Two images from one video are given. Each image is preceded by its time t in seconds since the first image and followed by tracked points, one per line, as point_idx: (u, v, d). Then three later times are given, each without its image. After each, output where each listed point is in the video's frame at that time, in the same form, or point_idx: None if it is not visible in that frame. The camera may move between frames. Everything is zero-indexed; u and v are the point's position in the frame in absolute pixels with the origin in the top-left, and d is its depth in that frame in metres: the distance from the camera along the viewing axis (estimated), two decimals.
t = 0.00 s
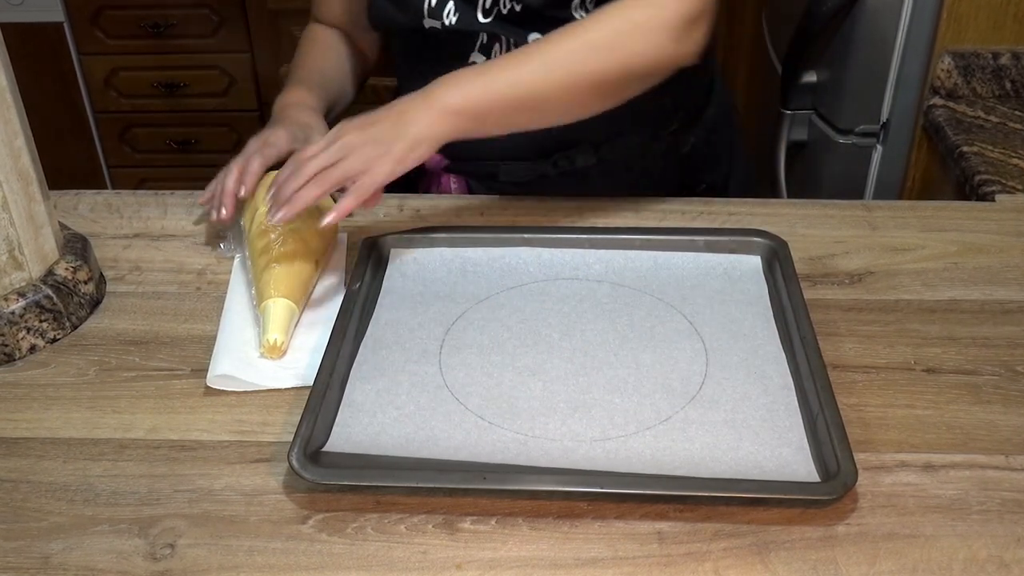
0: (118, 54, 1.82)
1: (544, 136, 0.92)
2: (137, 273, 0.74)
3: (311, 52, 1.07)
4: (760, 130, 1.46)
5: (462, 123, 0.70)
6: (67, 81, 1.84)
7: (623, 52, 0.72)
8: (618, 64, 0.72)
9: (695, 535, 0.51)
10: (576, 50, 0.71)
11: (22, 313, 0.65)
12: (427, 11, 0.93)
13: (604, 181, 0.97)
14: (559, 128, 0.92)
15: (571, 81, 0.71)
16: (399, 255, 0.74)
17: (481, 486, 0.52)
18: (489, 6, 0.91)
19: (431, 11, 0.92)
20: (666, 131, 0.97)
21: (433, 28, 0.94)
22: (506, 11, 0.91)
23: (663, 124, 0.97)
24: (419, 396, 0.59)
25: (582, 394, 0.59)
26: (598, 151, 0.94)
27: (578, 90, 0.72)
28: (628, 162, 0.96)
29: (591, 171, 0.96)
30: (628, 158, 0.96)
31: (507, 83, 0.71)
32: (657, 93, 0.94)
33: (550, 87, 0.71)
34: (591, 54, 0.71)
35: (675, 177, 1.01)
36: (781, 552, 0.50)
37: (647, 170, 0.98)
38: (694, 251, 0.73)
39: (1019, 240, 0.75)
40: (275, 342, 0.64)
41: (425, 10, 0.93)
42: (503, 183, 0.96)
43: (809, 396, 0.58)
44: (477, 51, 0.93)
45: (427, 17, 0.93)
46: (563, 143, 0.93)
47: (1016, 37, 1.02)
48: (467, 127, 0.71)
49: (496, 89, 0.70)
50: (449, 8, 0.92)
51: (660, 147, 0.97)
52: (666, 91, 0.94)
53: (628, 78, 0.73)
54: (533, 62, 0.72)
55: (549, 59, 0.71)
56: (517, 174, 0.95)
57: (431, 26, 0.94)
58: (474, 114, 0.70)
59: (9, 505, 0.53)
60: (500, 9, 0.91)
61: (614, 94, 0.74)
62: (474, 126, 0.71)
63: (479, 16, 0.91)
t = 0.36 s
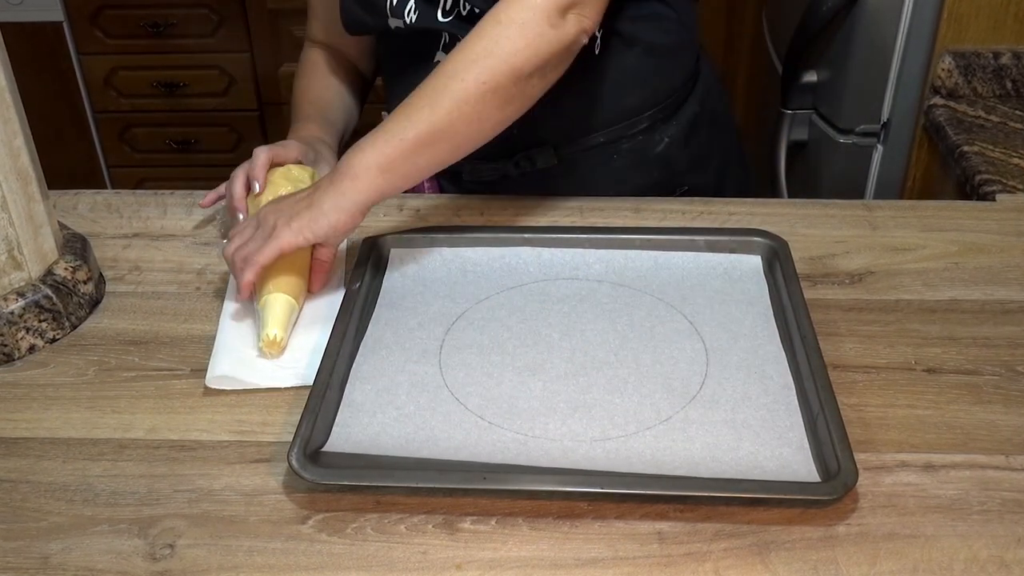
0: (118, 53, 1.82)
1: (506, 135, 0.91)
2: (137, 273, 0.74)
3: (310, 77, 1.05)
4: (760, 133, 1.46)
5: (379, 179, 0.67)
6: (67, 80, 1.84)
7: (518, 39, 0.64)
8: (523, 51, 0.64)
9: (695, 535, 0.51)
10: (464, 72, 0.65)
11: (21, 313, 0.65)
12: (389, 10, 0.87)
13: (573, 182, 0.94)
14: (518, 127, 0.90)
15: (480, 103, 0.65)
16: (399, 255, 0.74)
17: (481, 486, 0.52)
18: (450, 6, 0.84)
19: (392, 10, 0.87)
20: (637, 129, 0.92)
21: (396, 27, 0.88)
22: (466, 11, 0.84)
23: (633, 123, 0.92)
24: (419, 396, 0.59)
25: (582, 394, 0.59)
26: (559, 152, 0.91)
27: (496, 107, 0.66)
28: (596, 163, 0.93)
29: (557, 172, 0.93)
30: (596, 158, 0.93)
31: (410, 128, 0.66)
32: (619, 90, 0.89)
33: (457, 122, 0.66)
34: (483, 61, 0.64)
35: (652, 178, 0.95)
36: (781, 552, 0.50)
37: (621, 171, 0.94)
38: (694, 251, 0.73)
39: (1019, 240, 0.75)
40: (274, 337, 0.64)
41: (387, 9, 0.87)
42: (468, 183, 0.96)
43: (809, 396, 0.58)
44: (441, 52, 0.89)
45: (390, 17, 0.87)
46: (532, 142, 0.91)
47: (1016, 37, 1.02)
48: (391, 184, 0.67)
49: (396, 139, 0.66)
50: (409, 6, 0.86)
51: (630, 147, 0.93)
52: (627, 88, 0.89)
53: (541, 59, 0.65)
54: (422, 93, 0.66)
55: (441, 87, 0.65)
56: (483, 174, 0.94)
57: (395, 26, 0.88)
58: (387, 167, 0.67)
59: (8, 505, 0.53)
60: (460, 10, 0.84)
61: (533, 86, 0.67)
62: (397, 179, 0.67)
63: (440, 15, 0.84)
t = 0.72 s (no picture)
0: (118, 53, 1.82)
1: (505, 140, 0.91)
2: (136, 273, 0.74)
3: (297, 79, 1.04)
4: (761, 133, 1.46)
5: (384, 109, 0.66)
6: (66, 80, 1.84)
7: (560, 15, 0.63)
8: (558, 32, 0.63)
9: (695, 535, 0.51)
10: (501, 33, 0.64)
11: (21, 313, 0.65)
12: (388, 13, 0.87)
13: (574, 183, 0.94)
14: (517, 132, 0.90)
15: (501, 66, 0.64)
16: (399, 255, 0.74)
17: (481, 486, 0.52)
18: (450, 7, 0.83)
19: (392, 13, 0.87)
20: (639, 130, 0.92)
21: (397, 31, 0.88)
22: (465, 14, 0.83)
23: (633, 124, 0.91)
24: (418, 396, 0.59)
25: (582, 394, 0.59)
26: (560, 155, 0.91)
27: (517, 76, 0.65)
28: (597, 164, 0.93)
29: (557, 173, 0.93)
30: (596, 160, 0.93)
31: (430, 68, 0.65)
32: (619, 92, 0.88)
33: (475, 73, 0.65)
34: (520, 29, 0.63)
35: (654, 179, 0.95)
36: (781, 552, 0.50)
37: (623, 171, 0.94)
38: (694, 251, 0.73)
39: (1020, 240, 0.75)
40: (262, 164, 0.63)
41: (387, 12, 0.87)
42: (471, 187, 0.95)
43: (809, 396, 0.58)
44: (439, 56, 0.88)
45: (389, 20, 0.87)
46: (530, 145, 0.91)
47: (1017, 36, 1.01)
48: (393, 115, 0.66)
49: (416, 73, 0.65)
50: (409, 9, 0.86)
51: (631, 148, 0.93)
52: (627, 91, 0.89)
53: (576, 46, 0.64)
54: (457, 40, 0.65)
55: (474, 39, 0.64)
56: (486, 179, 0.94)
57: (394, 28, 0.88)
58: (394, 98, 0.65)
59: (8, 505, 0.53)
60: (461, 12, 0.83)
61: (560, 67, 0.66)
62: (401, 114, 0.66)
63: (439, 17, 0.84)
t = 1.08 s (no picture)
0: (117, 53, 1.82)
1: (504, 140, 0.91)
2: (136, 272, 0.74)
3: (283, 74, 1.02)
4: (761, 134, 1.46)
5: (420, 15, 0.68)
6: (66, 80, 1.84)
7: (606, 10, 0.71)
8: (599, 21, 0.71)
9: (696, 536, 0.51)
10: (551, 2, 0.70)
11: (20, 313, 0.65)
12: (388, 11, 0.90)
13: (573, 185, 0.94)
14: (518, 132, 0.90)
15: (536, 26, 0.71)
16: (399, 255, 0.74)
17: (481, 486, 0.52)
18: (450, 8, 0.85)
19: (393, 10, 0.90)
20: (639, 130, 0.93)
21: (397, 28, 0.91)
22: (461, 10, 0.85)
23: (633, 124, 0.92)
24: (418, 396, 0.59)
25: (582, 394, 0.59)
26: (561, 156, 0.91)
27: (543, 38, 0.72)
28: (596, 166, 0.93)
29: (557, 176, 0.92)
30: (596, 162, 0.93)
31: None
32: (620, 92, 0.90)
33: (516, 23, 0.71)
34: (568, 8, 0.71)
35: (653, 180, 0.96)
36: (782, 552, 0.50)
37: (624, 172, 0.94)
38: (694, 251, 0.73)
39: (1021, 239, 0.75)
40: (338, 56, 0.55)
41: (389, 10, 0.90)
42: (470, 190, 0.93)
43: (810, 396, 0.57)
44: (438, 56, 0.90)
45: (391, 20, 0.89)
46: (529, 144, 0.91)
47: (1018, 36, 1.02)
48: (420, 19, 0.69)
49: None
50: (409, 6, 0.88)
51: (630, 150, 0.93)
52: (626, 91, 0.90)
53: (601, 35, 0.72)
54: None
55: None
56: (485, 181, 0.92)
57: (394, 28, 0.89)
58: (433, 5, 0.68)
59: (7, 505, 0.53)
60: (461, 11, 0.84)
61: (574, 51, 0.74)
62: (425, 22, 0.69)
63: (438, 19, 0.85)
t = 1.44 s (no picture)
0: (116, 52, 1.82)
1: (508, 136, 0.91)
2: (135, 272, 0.74)
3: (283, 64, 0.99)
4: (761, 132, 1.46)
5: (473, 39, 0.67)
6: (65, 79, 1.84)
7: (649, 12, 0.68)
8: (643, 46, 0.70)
9: (696, 536, 0.51)
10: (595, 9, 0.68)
11: (20, 313, 0.65)
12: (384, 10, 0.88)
13: (575, 183, 0.94)
14: (520, 129, 0.90)
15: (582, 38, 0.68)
16: (399, 255, 0.73)
17: (481, 487, 0.52)
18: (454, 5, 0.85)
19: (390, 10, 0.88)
20: (640, 129, 0.93)
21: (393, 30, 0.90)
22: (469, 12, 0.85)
23: (633, 124, 0.92)
24: (418, 396, 0.59)
25: (582, 394, 0.59)
26: (565, 153, 0.91)
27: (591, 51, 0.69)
28: (598, 164, 0.93)
29: (561, 172, 0.92)
30: (596, 160, 0.92)
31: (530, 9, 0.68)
32: (622, 92, 0.89)
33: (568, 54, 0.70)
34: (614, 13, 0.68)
35: (651, 179, 0.95)
36: (782, 553, 0.49)
37: (626, 171, 0.94)
38: (694, 251, 0.73)
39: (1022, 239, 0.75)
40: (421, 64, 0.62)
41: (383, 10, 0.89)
42: (472, 187, 0.94)
43: (811, 396, 0.57)
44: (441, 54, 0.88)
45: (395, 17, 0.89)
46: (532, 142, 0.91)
47: (1018, 35, 1.02)
48: (473, 48, 0.68)
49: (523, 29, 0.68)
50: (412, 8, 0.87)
51: (631, 148, 0.93)
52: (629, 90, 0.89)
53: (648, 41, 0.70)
54: None
55: None
56: (487, 178, 0.92)
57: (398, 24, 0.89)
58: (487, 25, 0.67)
59: (6, 505, 0.53)
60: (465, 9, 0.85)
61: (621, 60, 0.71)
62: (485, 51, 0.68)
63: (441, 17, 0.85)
